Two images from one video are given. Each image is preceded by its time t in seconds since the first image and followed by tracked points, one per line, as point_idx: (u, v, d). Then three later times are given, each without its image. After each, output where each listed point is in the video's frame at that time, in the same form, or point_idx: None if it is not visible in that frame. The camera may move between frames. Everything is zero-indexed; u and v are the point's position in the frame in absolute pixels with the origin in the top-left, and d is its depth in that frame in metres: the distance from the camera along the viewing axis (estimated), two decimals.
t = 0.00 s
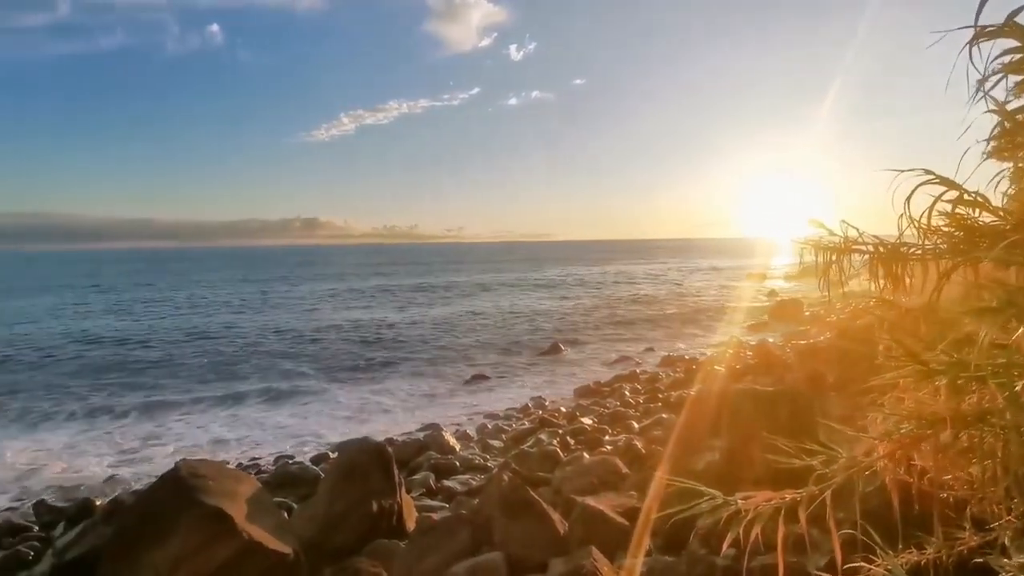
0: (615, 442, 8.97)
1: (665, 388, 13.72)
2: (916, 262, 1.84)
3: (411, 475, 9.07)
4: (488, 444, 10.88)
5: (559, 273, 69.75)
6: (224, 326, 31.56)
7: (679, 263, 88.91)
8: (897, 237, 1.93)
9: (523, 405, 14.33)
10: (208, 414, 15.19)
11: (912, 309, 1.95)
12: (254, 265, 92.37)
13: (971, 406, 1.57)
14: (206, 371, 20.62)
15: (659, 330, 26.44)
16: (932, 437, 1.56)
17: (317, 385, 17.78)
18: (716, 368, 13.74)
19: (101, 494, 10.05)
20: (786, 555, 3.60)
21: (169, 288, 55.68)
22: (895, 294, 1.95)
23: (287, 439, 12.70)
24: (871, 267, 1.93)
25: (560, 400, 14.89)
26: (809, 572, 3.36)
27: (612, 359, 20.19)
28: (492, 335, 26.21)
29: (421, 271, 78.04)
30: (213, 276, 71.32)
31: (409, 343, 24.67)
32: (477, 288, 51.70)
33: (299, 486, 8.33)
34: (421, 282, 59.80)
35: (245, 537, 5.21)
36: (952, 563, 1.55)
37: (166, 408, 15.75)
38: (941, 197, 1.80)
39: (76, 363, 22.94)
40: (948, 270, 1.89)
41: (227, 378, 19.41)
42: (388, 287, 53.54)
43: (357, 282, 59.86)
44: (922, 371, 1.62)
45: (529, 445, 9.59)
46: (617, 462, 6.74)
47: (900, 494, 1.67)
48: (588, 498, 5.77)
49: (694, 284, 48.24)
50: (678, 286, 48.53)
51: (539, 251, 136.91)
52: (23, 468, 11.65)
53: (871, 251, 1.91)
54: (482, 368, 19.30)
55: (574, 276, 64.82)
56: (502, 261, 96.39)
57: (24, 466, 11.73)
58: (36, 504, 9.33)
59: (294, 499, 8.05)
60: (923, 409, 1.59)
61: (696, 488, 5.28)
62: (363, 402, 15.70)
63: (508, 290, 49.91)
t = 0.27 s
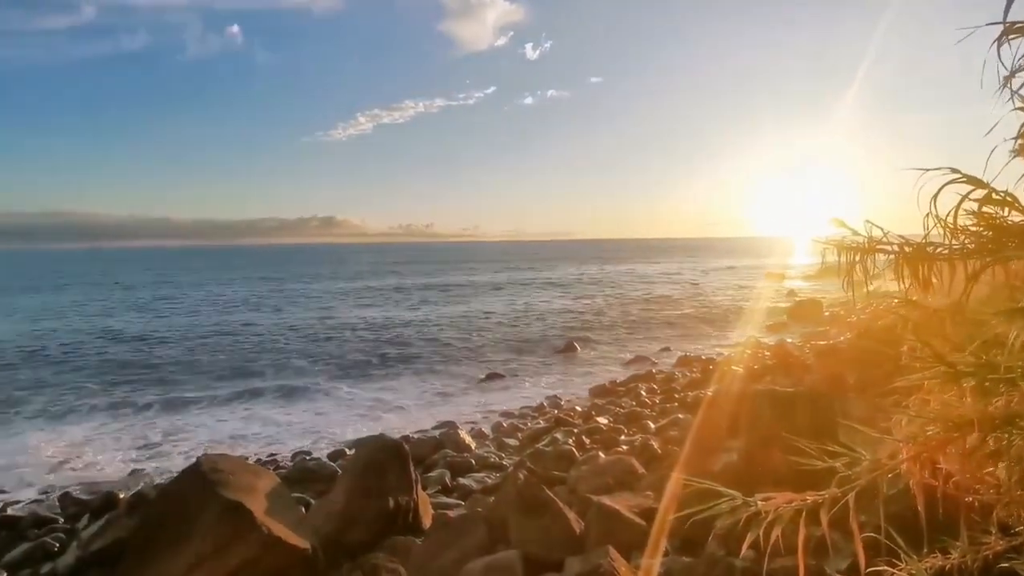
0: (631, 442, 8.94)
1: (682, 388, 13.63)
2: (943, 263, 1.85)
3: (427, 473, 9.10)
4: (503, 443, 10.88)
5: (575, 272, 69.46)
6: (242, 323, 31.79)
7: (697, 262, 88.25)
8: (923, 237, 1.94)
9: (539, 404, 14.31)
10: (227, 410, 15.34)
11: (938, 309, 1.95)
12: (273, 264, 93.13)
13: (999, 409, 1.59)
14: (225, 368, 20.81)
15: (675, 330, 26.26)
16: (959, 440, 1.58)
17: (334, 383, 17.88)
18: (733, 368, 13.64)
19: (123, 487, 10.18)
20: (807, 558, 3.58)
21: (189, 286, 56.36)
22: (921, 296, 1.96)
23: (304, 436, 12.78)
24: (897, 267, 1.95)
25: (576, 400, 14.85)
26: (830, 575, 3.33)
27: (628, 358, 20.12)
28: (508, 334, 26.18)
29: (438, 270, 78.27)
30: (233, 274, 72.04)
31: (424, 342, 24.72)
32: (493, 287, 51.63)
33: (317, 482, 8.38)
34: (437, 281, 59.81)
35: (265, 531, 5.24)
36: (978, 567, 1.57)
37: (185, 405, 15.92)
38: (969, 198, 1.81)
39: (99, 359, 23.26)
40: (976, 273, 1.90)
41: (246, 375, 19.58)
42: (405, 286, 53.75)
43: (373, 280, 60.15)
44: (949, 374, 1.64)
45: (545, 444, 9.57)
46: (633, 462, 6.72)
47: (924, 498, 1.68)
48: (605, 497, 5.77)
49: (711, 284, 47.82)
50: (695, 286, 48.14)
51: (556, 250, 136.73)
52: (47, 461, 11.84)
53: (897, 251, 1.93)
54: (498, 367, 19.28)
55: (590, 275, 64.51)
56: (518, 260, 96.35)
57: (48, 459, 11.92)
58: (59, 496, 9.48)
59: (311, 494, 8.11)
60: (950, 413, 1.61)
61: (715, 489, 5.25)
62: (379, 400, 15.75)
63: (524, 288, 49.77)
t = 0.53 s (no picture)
0: (646, 442, 8.90)
1: (697, 388, 13.54)
2: (968, 263, 1.84)
3: (441, 470, 9.12)
4: (517, 441, 10.87)
5: (590, 271, 69.20)
6: (258, 321, 32.01)
7: (713, 262, 87.60)
8: (946, 235, 1.93)
9: (552, 403, 14.29)
10: (245, 406, 15.47)
11: (962, 308, 1.93)
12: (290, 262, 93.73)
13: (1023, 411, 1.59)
14: (242, 365, 20.97)
15: (690, 329, 26.08)
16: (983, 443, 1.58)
17: (349, 381, 17.96)
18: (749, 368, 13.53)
19: (142, 481, 10.31)
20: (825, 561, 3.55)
21: (207, 284, 56.99)
22: (945, 297, 1.95)
23: (320, 433, 12.86)
24: (920, 267, 1.94)
25: (590, 399, 14.80)
26: None
27: (644, 357, 20.02)
28: (522, 333, 26.14)
29: (453, 268, 78.42)
30: (251, 272, 72.63)
31: (439, 340, 24.76)
32: (507, 285, 51.57)
33: (332, 479, 8.43)
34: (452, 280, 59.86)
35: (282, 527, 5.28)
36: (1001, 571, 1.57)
37: (202, 401, 16.07)
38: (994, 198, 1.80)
39: (119, 355, 23.56)
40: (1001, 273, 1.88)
41: (263, 371, 19.73)
42: (420, 284, 53.91)
43: (389, 279, 60.33)
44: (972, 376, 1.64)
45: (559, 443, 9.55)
46: (647, 462, 6.69)
47: (944, 503, 1.68)
48: (619, 497, 5.76)
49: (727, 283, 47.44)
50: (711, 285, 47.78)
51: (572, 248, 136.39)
52: (68, 455, 12.01)
53: (920, 250, 1.92)
54: (512, 365, 19.26)
55: (605, 274, 64.24)
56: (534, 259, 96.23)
57: (69, 453, 12.09)
58: (80, 489, 9.62)
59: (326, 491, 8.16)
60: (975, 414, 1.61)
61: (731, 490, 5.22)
62: (393, 398, 15.80)
63: (538, 287, 49.67)
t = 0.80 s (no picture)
0: (659, 442, 8.86)
1: (711, 388, 13.47)
2: (992, 264, 1.83)
3: (454, 468, 9.13)
4: (530, 440, 10.87)
5: (604, 271, 68.94)
6: (273, 319, 32.21)
7: (728, 262, 87.00)
8: (970, 235, 1.92)
9: (565, 402, 14.27)
10: (261, 403, 15.59)
11: (984, 310, 1.92)
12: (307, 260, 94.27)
13: None
14: (257, 362, 21.14)
15: (705, 329, 25.93)
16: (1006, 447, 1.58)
17: (363, 378, 18.03)
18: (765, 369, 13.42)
19: (161, 476, 10.44)
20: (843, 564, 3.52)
21: (225, 282, 57.37)
22: (967, 298, 1.94)
23: (334, 430, 12.93)
24: (943, 267, 1.94)
25: (603, 399, 14.77)
26: None
27: (658, 357, 19.93)
28: (535, 332, 26.12)
29: (468, 267, 78.49)
30: (268, 271, 73.18)
31: (452, 339, 24.81)
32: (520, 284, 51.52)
33: (346, 476, 8.47)
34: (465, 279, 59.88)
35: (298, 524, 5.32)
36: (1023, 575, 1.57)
37: (218, 398, 16.21)
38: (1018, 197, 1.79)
39: (138, 352, 23.83)
40: None
41: (279, 369, 19.87)
42: (434, 283, 54.02)
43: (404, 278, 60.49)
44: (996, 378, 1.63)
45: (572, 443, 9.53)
46: (661, 463, 6.66)
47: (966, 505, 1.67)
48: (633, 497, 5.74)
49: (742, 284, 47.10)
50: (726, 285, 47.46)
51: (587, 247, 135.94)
52: (88, 450, 12.17)
53: (943, 250, 1.91)
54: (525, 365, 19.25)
55: (619, 274, 63.99)
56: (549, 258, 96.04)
57: (89, 449, 12.26)
58: (100, 483, 9.75)
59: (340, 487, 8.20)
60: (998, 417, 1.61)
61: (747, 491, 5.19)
62: (406, 396, 15.84)
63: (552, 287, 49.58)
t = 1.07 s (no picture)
0: (672, 442, 8.83)
1: (724, 389, 13.40)
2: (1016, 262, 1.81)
3: (466, 467, 9.14)
4: (542, 440, 10.86)
5: (617, 271, 68.72)
6: (288, 318, 32.39)
7: (743, 262, 86.46)
8: (992, 234, 1.90)
9: (578, 402, 14.24)
10: (276, 401, 15.70)
11: (1007, 312, 1.90)
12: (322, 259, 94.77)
13: None
14: (272, 360, 21.28)
15: (718, 330, 25.80)
16: None
17: (376, 376, 18.11)
18: (780, 370, 13.32)
19: (178, 471, 10.55)
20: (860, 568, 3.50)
21: (239, 280, 57.77)
22: (991, 299, 1.92)
23: (348, 428, 12.99)
24: (965, 267, 1.92)
25: (616, 399, 14.73)
26: None
27: (672, 357, 19.83)
28: (548, 331, 26.10)
29: (482, 266, 78.58)
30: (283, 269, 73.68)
31: (465, 338, 24.84)
32: (533, 284, 51.50)
33: (359, 473, 8.51)
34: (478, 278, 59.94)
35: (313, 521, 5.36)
36: None
37: (234, 395, 16.34)
38: None
39: (155, 350, 24.08)
40: None
41: (293, 367, 19.99)
42: (448, 283, 54.12)
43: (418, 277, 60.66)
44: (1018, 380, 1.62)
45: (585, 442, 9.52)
46: (674, 463, 6.62)
47: (988, 510, 1.66)
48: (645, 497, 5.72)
49: (757, 284, 46.80)
50: (740, 286, 47.15)
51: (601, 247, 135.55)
52: (106, 446, 12.32)
53: (964, 249, 1.90)
54: (538, 364, 19.24)
55: (632, 274, 63.78)
56: (563, 257, 95.85)
57: (107, 444, 12.41)
58: (119, 479, 9.86)
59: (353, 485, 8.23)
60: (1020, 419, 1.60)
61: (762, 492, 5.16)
62: (420, 395, 15.90)
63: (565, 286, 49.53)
